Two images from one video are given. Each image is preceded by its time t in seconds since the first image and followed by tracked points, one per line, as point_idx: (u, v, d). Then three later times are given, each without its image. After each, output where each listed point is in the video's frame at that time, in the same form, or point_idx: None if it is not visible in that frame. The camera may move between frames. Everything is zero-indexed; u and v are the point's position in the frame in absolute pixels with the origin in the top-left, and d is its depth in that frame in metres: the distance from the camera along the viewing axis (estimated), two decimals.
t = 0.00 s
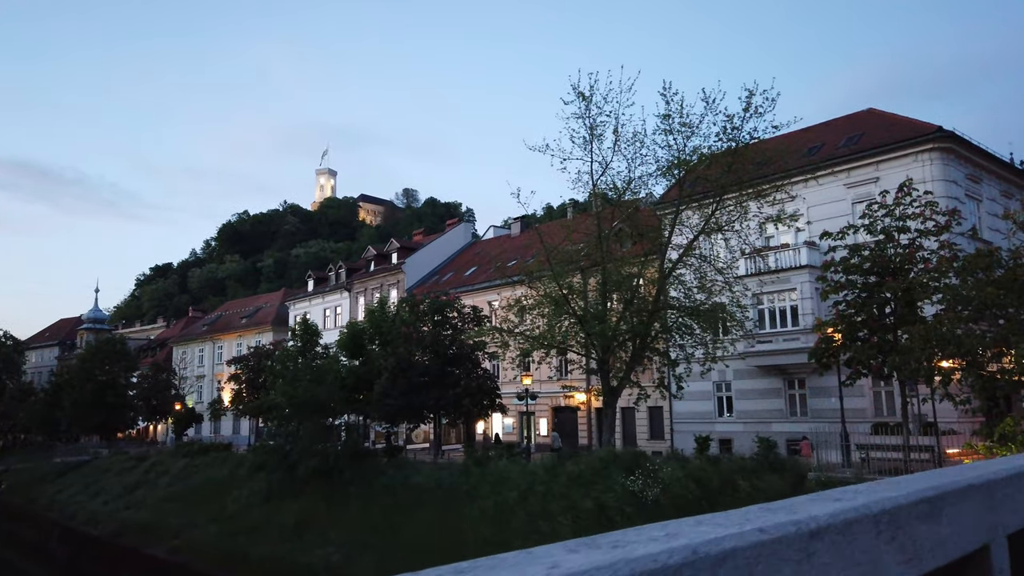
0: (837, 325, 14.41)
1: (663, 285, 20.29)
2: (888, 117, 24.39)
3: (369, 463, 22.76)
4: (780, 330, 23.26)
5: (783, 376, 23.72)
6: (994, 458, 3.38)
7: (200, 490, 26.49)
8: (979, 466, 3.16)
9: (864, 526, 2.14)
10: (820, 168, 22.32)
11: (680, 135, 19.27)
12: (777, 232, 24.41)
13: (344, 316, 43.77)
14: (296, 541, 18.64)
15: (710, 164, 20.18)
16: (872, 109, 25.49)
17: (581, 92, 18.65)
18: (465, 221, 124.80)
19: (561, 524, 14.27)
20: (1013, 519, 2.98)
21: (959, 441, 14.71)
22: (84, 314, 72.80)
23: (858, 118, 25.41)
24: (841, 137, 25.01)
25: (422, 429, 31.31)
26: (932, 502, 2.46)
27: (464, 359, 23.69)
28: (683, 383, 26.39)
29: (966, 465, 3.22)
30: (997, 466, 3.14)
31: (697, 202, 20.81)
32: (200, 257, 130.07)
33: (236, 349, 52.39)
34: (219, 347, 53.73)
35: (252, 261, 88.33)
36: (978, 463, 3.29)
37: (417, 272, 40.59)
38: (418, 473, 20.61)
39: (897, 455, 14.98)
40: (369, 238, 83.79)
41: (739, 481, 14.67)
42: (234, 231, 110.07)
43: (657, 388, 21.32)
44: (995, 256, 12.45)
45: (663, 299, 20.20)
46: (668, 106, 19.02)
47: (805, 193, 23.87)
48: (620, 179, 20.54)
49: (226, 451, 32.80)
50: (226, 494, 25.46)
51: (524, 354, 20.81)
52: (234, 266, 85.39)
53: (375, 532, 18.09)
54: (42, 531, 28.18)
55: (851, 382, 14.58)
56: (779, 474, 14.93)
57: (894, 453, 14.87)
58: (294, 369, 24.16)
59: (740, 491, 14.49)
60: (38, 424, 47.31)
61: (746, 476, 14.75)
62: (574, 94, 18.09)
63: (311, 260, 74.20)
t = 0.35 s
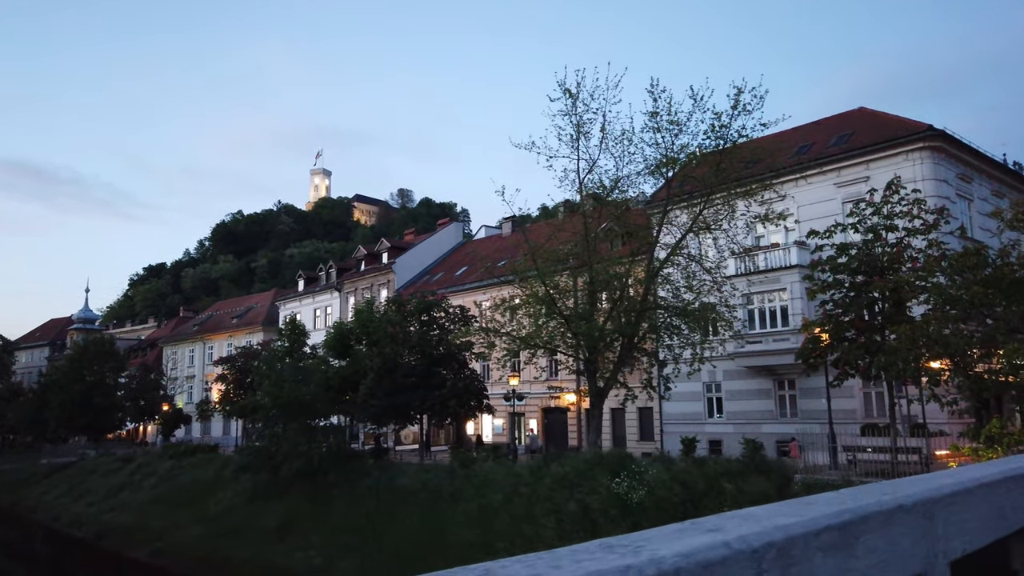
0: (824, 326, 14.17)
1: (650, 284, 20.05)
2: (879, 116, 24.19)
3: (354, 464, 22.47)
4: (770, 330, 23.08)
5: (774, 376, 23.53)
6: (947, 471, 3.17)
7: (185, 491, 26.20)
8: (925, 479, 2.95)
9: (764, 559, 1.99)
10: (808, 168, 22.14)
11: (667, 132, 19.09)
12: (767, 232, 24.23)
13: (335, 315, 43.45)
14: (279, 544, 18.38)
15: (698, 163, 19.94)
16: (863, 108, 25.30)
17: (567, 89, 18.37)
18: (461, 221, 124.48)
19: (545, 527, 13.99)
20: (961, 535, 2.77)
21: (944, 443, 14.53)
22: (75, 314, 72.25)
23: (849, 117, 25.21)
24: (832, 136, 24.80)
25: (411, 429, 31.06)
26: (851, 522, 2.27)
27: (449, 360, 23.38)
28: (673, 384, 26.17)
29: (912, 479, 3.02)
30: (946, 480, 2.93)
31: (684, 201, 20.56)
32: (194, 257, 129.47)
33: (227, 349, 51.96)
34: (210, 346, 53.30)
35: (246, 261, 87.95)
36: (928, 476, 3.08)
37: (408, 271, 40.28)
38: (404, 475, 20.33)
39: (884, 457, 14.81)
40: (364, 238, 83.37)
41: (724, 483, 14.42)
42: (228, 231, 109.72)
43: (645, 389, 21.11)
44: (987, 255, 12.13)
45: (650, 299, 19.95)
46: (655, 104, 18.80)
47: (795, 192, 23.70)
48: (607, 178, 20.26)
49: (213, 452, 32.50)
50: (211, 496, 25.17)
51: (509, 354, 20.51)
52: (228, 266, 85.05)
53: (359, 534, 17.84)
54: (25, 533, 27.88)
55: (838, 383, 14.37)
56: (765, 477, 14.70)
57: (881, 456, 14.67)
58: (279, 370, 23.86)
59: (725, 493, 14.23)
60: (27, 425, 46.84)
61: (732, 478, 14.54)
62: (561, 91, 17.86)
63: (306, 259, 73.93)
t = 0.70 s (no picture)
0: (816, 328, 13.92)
1: (642, 286, 19.80)
2: (874, 117, 24.00)
3: (343, 468, 22.21)
4: (765, 333, 22.85)
5: (768, 380, 23.30)
6: (930, 483, 2.92)
7: (174, 495, 25.93)
8: (906, 492, 2.70)
9: None
10: (803, 169, 21.93)
11: (659, 133, 18.88)
12: (762, 234, 24.00)
13: (329, 318, 43.20)
14: (266, 550, 18.12)
15: (692, 164, 19.71)
16: (860, 110, 25.07)
17: (559, 89, 18.12)
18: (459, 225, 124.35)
19: (534, 535, 13.68)
20: (943, 553, 2.52)
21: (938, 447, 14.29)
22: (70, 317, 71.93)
23: (844, 119, 25.02)
24: (827, 137, 24.59)
25: (404, 433, 30.81)
26: (824, 543, 2.02)
27: (440, 363, 23.11)
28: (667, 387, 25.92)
29: (892, 492, 2.77)
30: (929, 492, 2.68)
31: (677, 202, 20.33)
32: (192, 260, 129.24)
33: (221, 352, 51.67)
34: (205, 350, 53.00)
35: (243, 264, 87.72)
36: (910, 488, 2.83)
37: (402, 274, 40.04)
38: (393, 480, 20.06)
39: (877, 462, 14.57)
40: (360, 241, 83.16)
41: (714, 488, 14.13)
42: (226, 234, 109.52)
43: (637, 392, 20.86)
44: (979, 254, 11.85)
45: (642, 302, 19.71)
46: (647, 104, 18.56)
47: (789, 194, 23.48)
48: (599, 178, 20.01)
49: (205, 455, 32.23)
50: (200, 500, 24.89)
51: (500, 357, 20.25)
52: (225, 269, 84.78)
53: (346, 540, 17.59)
54: (15, 537, 27.64)
55: (831, 386, 14.13)
56: (756, 482, 14.41)
57: (874, 460, 14.41)
58: (268, 373, 23.60)
59: (714, 499, 13.93)
60: (18, 429, 46.51)
61: (723, 483, 14.28)
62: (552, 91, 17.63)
63: (302, 262, 73.73)
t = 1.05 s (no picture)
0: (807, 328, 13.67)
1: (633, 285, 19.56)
2: (870, 116, 23.75)
3: (333, 469, 21.97)
4: (759, 333, 22.63)
5: (763, 381, 23.06)
6: (893, 493, 2.71)
7: (162, 496, 25.68)
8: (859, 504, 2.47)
9: None
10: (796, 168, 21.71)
11: (651, 131, 18.62)
12: (756, 233, 23.76)
13: (323, 318, 42.92)
14: (253, 552, 17.89)
15: (684, 163, 19.45)
16: (856, 109, 24.80)
17: (548, 86, 17.87)
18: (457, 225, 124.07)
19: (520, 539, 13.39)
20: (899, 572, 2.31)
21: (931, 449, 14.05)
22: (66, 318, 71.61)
23: (840, 117, 24.78)
24: (822, 136, 24.34)
25: (396, 434, 30.56)
26: (746, 566, 1.80)
27: (431, 363, 22.84)
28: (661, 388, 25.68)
29: (846, 504, 2.54)
30: (883, 505, 2.45)
31: (669, 201, 20.08)
32: (190, 260, 128.98)
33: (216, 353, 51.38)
34: (199, 350, 52.70)
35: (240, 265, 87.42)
36: (865, 500, 2.60)
37: (397, 274, 39.78)
38: (382, 482, 19.81)
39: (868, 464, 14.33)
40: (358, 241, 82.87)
41: (703, 491, 13.83)
42: (223, 234, 109.31)
43: (629, 393, 20.60)
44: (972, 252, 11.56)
45: (633, 301, 19.46)
46: (639, 101, 18.31)
47: (783, 193, 23.24)
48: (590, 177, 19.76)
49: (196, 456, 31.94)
50: (189, 502, 24.60)
51: (490, 358, 19.99)
52: (222, 269, 84.49)
53: (331, 543, 17.33)
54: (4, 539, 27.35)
55: (823, 387, 13.87)
56: (746, 485, 14.11)
57: (866, 463, 14.14)
58: (256, 373, 23.33)
59: (703, 502, 13.64)
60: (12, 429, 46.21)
61: (714, 485, 14.04)
62: (541, 87, 17.38)
63: (299, 262, 73.46)
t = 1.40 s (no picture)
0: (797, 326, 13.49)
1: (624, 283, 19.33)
2: (866, 112, 23.52)
3: (322, 469, 21.74)
4: (752, 332, 22.43)
5: (757, 380, 22.84)
6: (871, 502, 2.48)
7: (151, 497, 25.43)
8: (831, 516, 2.24)
9: None
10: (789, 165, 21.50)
11: (643, 126, 18.36)
12: (750, 231, 23.53)
13: (317, 317, 42.67)
14: (239, 555, 17.44)
15: (677, 158, 19.15)
16: (851, 106, 24.56)
17: (538, 80, 17.63)
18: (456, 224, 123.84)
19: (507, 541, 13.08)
20: None
21: (924, 450, 13.84)
22: (61, 318, 71.35)
23: (835, 114, 24.55)
24: (817, 133, 24.11)
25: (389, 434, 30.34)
26: None
27: (421, 362, 22.58)
28: (655, 388, 25.48)
29: (820, 516, 2.30)
30: (856, 515, 2.22)
31: (662, 198, 19.81)
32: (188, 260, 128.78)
33: (211, 353, 51.12)
34: (194, 350, 52.43)
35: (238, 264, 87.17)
36: (844, 510, 2.36)
37: (391, 273, 39.53)
38: (370, 482, 19.54)
39: (861, 465, 14.08)
40: (355, 241, 82.59)
41: (692, 492, 13.58)
42: (221, 233, 109.06)
43: (621, 393, 20.39)
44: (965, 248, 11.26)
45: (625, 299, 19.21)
46: (629, 96, 18.09)
47: (778, 191, 23.01)
48: (581, 174, 19.51)
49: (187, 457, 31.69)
50: (178, 504, 24.32)
51: (479, 356, 19.73)
52: (219, 269, 84.23)
53: (317, 544, 16.98)
54: None
55: (814, 387, 13.63)
56: (736, 486, 13.88)
57: (857, 464, 13.91)
58: (245, 373, 23.08)
59: (692, 504, 13.38)
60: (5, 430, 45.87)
61: (703, 486, 13.80)
62: (531, 82, 17.16)
63: (296, 261, 73.25)
